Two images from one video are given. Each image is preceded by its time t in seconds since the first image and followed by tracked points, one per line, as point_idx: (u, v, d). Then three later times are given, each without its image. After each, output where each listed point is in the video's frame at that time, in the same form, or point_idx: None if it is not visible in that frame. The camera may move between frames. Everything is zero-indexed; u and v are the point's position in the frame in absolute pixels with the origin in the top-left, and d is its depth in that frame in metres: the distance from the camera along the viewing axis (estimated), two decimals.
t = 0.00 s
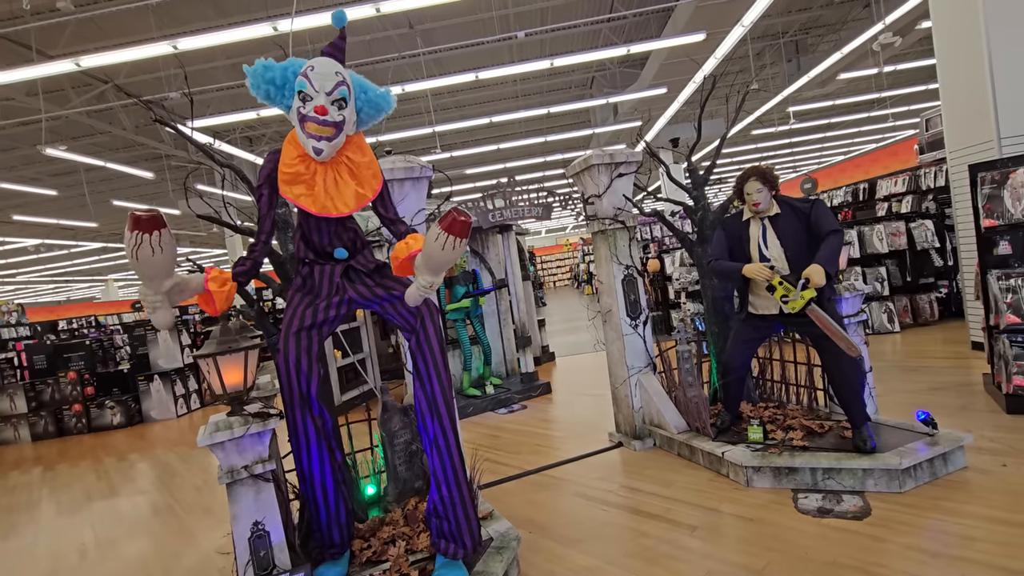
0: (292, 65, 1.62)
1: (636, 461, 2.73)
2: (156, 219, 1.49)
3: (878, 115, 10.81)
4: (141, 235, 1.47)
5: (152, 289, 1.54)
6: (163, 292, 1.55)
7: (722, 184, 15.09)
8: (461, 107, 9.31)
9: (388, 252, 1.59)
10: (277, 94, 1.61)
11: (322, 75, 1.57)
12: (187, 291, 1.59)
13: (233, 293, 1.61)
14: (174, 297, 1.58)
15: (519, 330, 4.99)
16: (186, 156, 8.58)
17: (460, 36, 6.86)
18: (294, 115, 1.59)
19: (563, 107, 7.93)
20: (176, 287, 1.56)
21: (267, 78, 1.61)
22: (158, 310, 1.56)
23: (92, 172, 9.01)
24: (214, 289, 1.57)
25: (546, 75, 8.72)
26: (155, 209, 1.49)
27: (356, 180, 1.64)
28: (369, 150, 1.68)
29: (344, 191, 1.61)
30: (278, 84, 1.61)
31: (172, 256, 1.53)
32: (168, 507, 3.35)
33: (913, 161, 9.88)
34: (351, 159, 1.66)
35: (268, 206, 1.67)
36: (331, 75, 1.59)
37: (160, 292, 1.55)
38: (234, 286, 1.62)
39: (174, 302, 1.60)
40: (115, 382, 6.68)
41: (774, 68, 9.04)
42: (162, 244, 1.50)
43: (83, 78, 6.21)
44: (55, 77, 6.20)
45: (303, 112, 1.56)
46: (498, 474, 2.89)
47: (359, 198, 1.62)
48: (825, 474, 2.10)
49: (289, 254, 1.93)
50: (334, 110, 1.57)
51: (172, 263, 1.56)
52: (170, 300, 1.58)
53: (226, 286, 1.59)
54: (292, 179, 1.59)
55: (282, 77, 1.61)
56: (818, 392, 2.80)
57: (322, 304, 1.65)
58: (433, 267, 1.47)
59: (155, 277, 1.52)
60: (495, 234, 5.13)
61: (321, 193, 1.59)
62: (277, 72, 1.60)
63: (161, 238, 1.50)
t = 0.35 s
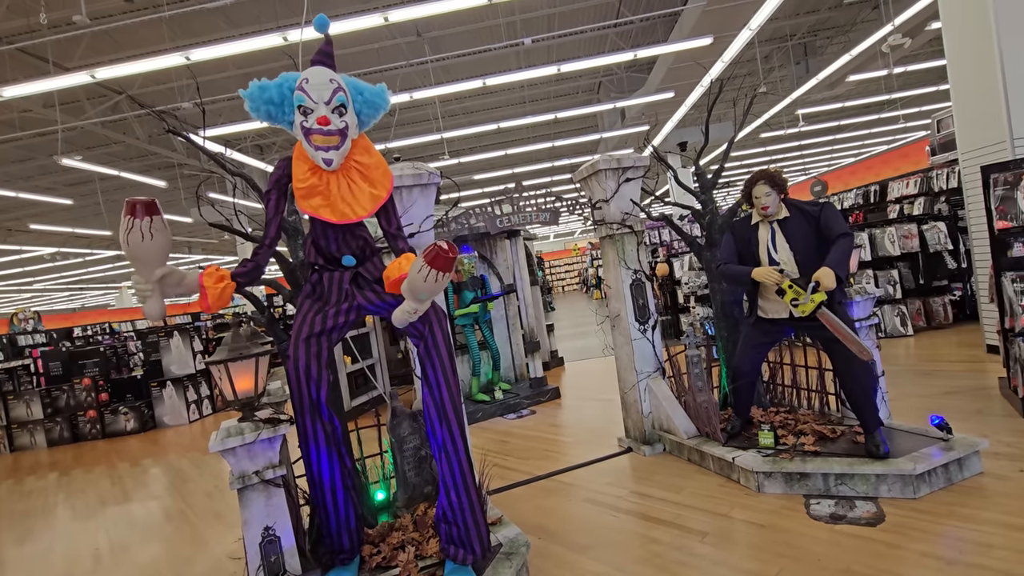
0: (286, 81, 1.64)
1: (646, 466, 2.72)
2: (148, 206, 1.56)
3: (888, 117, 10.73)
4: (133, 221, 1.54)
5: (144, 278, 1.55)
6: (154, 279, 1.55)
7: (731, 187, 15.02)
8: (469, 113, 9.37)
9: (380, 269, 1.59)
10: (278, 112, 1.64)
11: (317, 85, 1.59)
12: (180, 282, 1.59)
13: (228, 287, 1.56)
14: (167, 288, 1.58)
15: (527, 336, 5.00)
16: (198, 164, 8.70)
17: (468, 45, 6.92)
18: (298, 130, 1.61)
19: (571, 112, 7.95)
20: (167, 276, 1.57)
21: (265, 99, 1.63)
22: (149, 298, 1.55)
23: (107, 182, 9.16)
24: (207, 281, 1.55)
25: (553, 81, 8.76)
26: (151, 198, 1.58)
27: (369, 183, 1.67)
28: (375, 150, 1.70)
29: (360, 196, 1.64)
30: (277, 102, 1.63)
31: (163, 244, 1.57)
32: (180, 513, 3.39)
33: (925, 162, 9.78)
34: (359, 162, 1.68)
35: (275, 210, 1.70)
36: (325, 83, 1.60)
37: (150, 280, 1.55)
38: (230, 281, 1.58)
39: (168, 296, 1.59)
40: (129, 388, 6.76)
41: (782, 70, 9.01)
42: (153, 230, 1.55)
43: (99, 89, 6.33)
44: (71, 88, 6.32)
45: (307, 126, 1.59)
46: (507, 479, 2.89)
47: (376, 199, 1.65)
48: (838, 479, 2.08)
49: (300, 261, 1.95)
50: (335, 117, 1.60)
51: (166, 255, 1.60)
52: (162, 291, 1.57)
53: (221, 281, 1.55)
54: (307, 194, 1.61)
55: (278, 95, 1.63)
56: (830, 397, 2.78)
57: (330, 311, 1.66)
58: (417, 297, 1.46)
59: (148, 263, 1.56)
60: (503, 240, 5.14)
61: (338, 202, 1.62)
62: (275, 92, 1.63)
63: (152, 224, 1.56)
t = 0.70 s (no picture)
0: (288, 103, 1.67)
1: (661, 476, 2.69)
2: (157, 200, 1.58)
3: (908, 121, 10.56)
4: (141, 213, 1.55)
5: (148, 271, 1.56)
6: (159, 271, 1.55)
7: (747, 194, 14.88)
8: (483, 122, 9.43)
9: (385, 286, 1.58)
10: (287, 134, 1.68)
11: (317, 99, 1.61)
12: (183, 277, 1.59)
13: (233, 287, 1.57)
14: (171, 283, 1.58)
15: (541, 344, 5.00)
16: (217, 175, 8.87)
17: (481, 55, 6.97)
18: (309, 148, 1.64)
19: (584, 120, 7.95)
20: (170, 270, 1.57)
21: (273, 124, 1.67)
22: (153, 290, 1.54)
23: (130, 193, 9.38)
24: (211, 281, 1.54)
25: (567, 89, 8.78)
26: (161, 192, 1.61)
27: (386, 184, 1.68)
28: (386, 151, 1.71)
29: (380, 199, 1.66)
30: (285, 125, 1.67)
31: (169, 238, 1.59)
32: (198, 519, 3.42)
33: (946, 167, 9.59)
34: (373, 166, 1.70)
35: (289, 217, 1.72)
36: (325, 94, 1.62)
37: (155, 273, 1.56)
38: (235, 281, 1.59)
39: (171, 291, 1.59)
40: (149, 395, 6.88)
41: (798, 75, 8.93)
42: (160, 223, 1.57)
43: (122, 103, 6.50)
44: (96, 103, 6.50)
45: (316, 141, 1.61)
46: (522, 488, 2.88)
47: (396, 198, 1.66)
48: (859, 491, 2.03)
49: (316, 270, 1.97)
50: (340, 126, 1.61)
51: (171, 249, 1.61)
52: (166, 284, 1.57)
53: (228, 284, 1.56)
54: (328, 208, 1.65)
55: (284, 117, 1.67)
56: (850, 406, 2.72)
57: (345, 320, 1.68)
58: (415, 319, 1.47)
59: (153, 256, 1.57)
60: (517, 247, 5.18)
61: (362, 208, 1.65)
62: (280, 116, 1.67)
63: (159, 217, 1.57)
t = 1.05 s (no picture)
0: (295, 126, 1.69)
1: (681, 486, 2.64)
2: (172, 189, 1.62)
3: (932, 123, 10.35)
4: (155, 200, 1.59)
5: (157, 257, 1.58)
6: (167, 258, 1.56)
7: (766, 199, 14.70)
8: (499, 129, 9.46)
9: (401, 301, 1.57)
10: (300, 155, 1.69)
11: (322, 112, 1.61)
12: (190, 267, 1.58)
13: (238, 284, 1.53)
14: (179, 273, 1.58)
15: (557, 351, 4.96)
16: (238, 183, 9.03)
17: (497, 62, 7.01)
18: (324, 163, 1.65)
19: (600, 127, 7.94)
20: (177, 260, 1.58)
21: (286, 149, 1.69)
22: (159, 276, 1.55)
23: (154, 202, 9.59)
24: (216, 275, 1.52)
25: (583, 95, 8.78)
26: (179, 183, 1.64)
27: (403, 183, 1.69)
28: (397, 151, 1.72)
29: (403, 199, 1.67)
30: (297, 147, 1.69)
31: (180, 228, 1.61)
32: (217, 524, 3.45)
33: (973, 170, 9.37)
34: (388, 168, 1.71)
35: (306, 222, 1.73)
36: (328, 105, 1.62)
37: (162, 260, 1.57)
38: (241, 277, 1.56)
39: (178, 281, 1.59)
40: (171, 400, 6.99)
41: (818, 78, 8.81)
42: (173, 211, 1.59)
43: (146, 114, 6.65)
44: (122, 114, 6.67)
45: (330, 155, 1.62)
46: (538, 498, 2.85)
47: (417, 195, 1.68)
48: (887, 505, 1.97)
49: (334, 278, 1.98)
50: (349, 134, 1.62)
51: (183, 240, 1.63)
52: (173, 273, 1.58)
53: (233, 278, 1.53)
54: (355, 219, 1.66)
55: (294, 140, 1.68)
56: (876, 416, 2.65)
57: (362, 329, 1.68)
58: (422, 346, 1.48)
59: (163, 244, 1.59)
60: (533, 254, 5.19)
61: (387, 211, 1.65)
62: (291, 141, 1.68)
63: (172, 206, 1.60)
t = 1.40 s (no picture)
0: (303, 141, 1.66)
1: (701, 499, 2.57)
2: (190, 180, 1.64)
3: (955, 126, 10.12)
4: (172, 189, 1.61)
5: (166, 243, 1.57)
6: (175, 245, 1.54)
7: (784, 204, 14.50)
8: (513, 135, 9.47)
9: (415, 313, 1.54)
10: (314, 168, 1.66)
11: (329, 120, 1.60)
12: (196, 255, 1.55)
13: (242, 278, 1.49)
14: (186, 261, 1.55)
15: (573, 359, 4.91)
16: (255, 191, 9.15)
17: (512, 68, 7.01)
18: (339, 172, 1.63)
19: (615, 132, 7.91)
20: (185, 247, 1.55)
21: (299, 165, 1.65)
22: (166, 262, 1.52)
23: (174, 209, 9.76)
24: (221, 266, 1.49)
25: (597, 101, 8.76)
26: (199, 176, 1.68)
27: (419, 179, 1.67)
28: (406, 149, 1.70)
29: (422, 195, 1.66)
30: (310, 161, 1.65)
31: (193, 217, 1.60)
32: (232, 531, 3.45)
33: (1000, 174, 9.13)
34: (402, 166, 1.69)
35: (321, 225, 1.71)
36: (333, 112, 1.60)
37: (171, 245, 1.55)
38: (246, 272, 1.51)
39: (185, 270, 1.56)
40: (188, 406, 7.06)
41: (836, 82, 8.69)
42: (187, 200, 1.60)
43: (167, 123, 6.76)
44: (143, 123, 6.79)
45: (344, 161, 1.60)
46: (555, 509, 2.80)
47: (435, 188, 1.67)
48: (920, 522, 1.89)
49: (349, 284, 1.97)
50: (359, 137, 1.60)
51: (195, 230, 1.61)
52: (181, 260, 1.55)
53: (239, 270, 1.49)
54: (379, 222, 1.65)
55: (304, 154, 1.65)
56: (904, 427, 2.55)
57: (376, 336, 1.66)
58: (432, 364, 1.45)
59: (174, 230, 1.58)
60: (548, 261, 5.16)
61: (408, 208, 1.64)
62: (302, 157, 1.65)
63: (187, 195, 1.61)
